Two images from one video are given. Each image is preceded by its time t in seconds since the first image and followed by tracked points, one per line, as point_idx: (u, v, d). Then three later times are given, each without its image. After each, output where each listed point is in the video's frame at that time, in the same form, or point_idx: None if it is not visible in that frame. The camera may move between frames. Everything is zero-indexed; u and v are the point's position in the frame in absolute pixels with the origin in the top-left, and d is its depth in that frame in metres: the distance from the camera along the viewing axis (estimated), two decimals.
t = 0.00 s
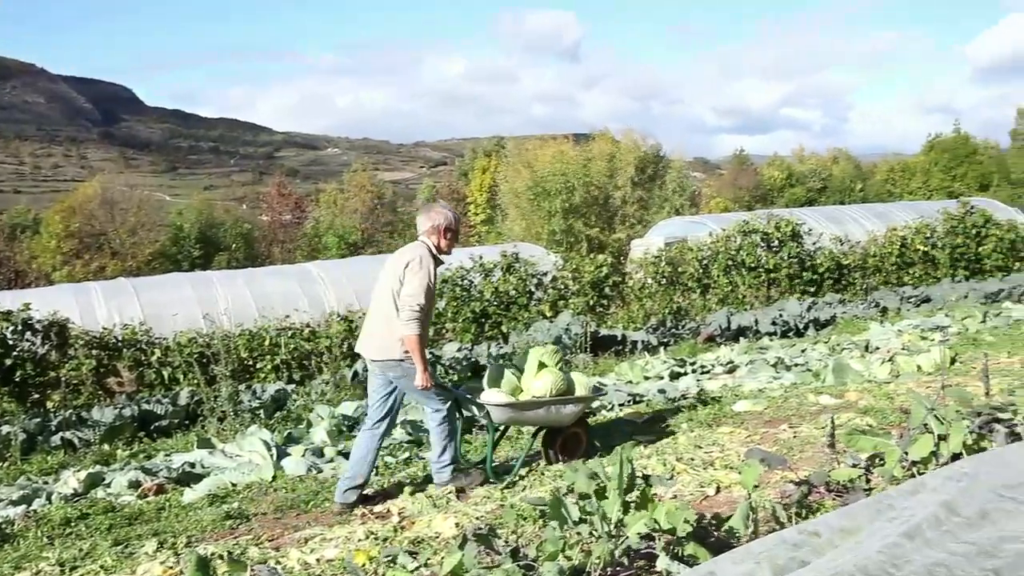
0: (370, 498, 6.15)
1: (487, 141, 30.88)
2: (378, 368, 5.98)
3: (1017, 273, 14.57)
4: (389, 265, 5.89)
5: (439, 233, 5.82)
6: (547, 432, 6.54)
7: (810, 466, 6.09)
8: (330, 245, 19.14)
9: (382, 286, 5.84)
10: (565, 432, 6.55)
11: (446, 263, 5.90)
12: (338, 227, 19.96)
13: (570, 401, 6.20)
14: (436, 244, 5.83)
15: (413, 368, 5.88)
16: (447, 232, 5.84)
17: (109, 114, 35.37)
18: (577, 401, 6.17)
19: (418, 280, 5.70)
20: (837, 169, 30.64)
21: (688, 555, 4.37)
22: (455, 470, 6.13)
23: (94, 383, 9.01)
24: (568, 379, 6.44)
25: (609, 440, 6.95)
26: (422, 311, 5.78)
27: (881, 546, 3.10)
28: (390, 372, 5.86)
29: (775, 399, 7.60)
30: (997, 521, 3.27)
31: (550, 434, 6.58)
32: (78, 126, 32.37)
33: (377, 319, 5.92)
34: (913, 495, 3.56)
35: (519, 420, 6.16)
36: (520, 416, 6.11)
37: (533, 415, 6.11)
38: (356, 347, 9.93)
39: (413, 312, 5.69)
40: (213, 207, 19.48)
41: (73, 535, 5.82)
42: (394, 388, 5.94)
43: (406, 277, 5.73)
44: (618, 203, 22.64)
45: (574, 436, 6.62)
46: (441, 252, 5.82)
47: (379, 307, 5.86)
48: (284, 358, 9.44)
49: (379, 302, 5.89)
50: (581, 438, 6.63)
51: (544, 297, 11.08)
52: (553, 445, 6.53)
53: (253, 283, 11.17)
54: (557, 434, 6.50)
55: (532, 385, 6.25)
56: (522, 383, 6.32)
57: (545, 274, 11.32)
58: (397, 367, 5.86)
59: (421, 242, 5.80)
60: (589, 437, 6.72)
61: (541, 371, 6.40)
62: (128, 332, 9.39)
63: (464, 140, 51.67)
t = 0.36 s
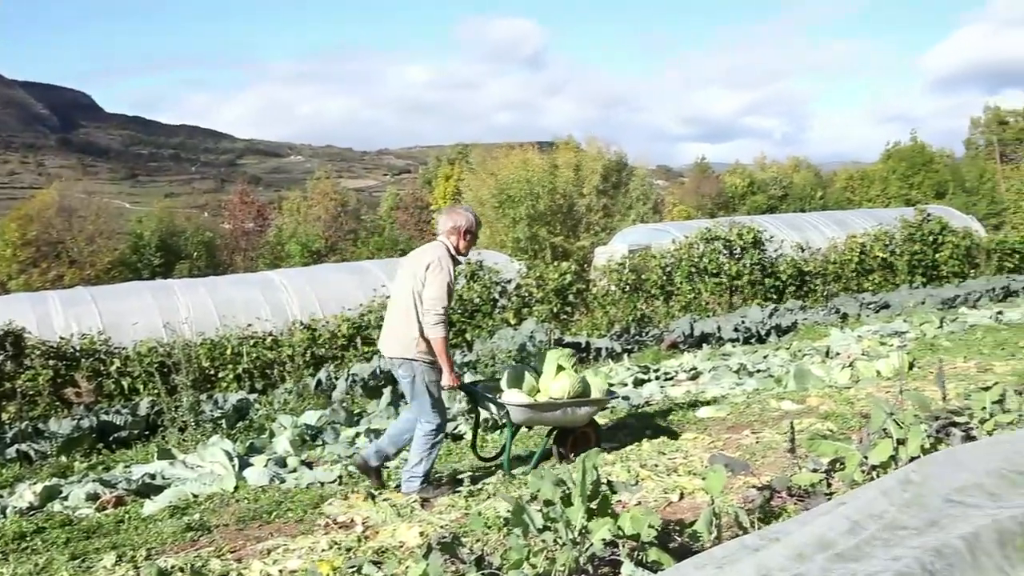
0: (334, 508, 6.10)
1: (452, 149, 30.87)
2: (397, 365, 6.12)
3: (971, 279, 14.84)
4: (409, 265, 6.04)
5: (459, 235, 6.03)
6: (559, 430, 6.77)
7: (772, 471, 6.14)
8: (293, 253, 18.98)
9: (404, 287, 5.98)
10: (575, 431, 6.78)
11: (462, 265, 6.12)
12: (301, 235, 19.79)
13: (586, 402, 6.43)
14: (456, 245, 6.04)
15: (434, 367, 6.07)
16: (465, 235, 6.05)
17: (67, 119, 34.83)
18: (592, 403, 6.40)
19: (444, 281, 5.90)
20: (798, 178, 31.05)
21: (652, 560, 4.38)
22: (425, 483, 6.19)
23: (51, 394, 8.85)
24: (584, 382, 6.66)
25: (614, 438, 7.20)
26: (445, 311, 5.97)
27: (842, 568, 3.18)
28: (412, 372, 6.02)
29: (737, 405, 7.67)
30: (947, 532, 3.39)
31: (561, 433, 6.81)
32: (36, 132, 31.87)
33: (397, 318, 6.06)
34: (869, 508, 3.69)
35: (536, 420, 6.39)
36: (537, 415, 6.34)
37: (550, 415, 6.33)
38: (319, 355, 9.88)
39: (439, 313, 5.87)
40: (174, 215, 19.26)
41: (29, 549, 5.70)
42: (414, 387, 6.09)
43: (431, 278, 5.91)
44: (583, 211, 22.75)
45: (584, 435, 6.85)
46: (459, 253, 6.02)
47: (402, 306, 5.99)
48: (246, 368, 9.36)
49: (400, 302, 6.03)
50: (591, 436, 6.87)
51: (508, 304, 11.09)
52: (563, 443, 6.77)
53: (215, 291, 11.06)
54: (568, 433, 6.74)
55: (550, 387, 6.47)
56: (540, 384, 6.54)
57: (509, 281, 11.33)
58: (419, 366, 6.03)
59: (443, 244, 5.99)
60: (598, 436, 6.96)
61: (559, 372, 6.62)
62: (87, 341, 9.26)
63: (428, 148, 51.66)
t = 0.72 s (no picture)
0: (301, 516, 6.05)
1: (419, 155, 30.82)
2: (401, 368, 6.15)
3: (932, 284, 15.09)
4: (415, 270, 6.09)
5: (467, 242, 6.10)
6: (560, 426, 6.87)
7: (738, 475, 6.18)
8: (258, 259, 18.77)
9: (411, 291, 6.02)
10: (576, 425, 6.88)
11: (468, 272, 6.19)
12: (267, 241, 19.57)
13: (588, 396, 6.53)
14: (463, 252, 6.11)
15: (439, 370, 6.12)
16: (473, 243, 6.12)
17: (27, 123, 34.28)
18: (594, 397, 6.51)
19: (453, 286, 5.96)
20: (763, 184, 31.40)
21: (618, 566, 4.38)
22: (392, 489, 6.17)
23: (10, 404, 8.69)
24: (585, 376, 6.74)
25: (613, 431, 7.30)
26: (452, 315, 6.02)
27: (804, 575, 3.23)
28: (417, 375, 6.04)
29: (704, 410, 7.72)
30: (906, 539, 3.45)
31: (563, 428, 6.91)
32: None
33: (403, 321, 6.09)
34: (832, 516, 3.74)
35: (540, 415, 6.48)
36: (541, 411, 6.42)
37: (552, 410, 6.42)
38: (285, 362, 9.81)
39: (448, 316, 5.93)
40: (137, 222, 19.04)
41: None
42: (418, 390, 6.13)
43: (440, 283, 5.96)
44: (551, 217, 22.82)
45: (584, 429, 6.96)
46: (467, 260, 6.10)
47: (408, 309, 6.03)
48: (211, 376, 9.27)
49: (406, 306, 6.06)
50: (592, 431, 6.98)
51: (475, 310, 11.10)
52: (566, 438, 6.86)
53: (179, 298, 10.95)
54: (570, 427, 6.83)
55: (552, 382, 6.56)
56: (542, 380, 6.62)
57: (476, 287, 11.31)
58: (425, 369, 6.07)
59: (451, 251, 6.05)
60: (598, 430, 7.06)
61: (559, 368, 6.70)
62: (47, 350, 9.12)
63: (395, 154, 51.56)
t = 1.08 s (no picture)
0: (268, 525, 5.99)
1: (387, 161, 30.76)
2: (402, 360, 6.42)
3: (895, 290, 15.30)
4: (419, 267, 6.42)
5: (467, 240, 6.37)
6: (551, 422, 7.05)
7: (705, 480, 6.20)
8: (224, 266, 18.58)
9: (413, 284, 6.34)
10: (567, 421, 7.05)
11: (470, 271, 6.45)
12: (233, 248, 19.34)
13: (577, 394, 6.69)
14: (464, 250, 6.39)
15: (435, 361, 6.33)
16: (473, 242, 6.39)
17: None
18: (582, 396, 6.67)
19: (450, 280, 6.23)
20: (729, 190, 31.71)
21: (586, 572, 4.38)
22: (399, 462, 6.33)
23: None
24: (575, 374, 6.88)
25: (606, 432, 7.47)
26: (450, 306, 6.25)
27: None
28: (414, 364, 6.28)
29: (672, 416, 7.76)
30: (872, 540, 3.48)
31: (553, 424, 7.09)
32: None
33: (404, 314, 6.40)
34: (797, 521, 3.77)
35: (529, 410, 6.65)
36: (529, 405, 6.59)
37: (541, 405, 6.58)
38: (252, 370, 9.72)
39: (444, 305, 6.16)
40: (100, 228, 18.81)
41: None
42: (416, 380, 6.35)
43: (438, 276, 6.25)
44: (519, 223, 22.89)
45: (576, 426, 7.13)
46: (468, 258, 6.36)
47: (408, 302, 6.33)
48: (176, 384, 9.17)
49: (408, 299, 6.38)
50: (583, 429, 7.13)
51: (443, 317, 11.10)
52: (556, 434, 7.05)
53: (144, 306, 10.82)
54: (560, 423, 7.01)
55: (542, 378, 6.69)
56: (533, 375, 6.75)
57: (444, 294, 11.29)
58: (420, 359, 6.30)
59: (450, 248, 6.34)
60: (591, 428, 7.23)
61: (550, 364, 6.84)
62: (7, 359, 8.96)
63: (363, 160, 51.41)
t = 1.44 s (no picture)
0: (235, 533, 5.93)
1: (356, 167, 30.63)
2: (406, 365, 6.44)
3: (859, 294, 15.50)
4: (418, 272, 6.38)
5: (464, 244, 6.32)
6: (553, 422, 7.13)
7: (673, 484, 6.23)
8: (190, 272, 18.35)
9: (413, 290, 6.31)
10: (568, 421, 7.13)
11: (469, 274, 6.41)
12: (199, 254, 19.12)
13: (580, 395, 6.83)
14: (462, 254, 6.34)
15: (439, 365, 6.35)
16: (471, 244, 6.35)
17: None
18: (584, 396, 6.79)
19: (450, 285, 6.20)
20: (697, 195, 31.95)
21: None
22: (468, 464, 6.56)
23: None
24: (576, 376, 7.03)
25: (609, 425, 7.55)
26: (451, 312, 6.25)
27: None
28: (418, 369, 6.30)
29: (641, 421, 7.79)
30: (838, 541, 3.53)
31: (555, 424, 7.16)
32: None
33: (406, 320, 6.39)
34: (764, 522, 3.79)
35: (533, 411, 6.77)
36: (533, 407, 6.71)
37: (545, 407, 6.71)
38: (218, 377, 9.63)
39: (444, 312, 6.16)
40: (62, 234, 18.55)
41: None
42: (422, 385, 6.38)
43: (437, 282, 6.22)
44: (487, 229, 22.91)
45: (577, 426, 7.19)
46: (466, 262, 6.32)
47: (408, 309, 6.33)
48: (141, 392, 9.06)
49: (408, 306, 6.36)
50: (584, 430, 7.18)
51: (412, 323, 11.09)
52: (558, 434, 7.12)
53: (107, 312, 10.68)
54: (563, 424, 7.07)
55: (545, 379, 6.85)
56: (535, 377, 6.90)
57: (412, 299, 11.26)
58: (426, 365, 6.32)
59: (447, 253, 6.30)
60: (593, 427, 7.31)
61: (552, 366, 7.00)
62: None
63: (331, 166, 51.16)
